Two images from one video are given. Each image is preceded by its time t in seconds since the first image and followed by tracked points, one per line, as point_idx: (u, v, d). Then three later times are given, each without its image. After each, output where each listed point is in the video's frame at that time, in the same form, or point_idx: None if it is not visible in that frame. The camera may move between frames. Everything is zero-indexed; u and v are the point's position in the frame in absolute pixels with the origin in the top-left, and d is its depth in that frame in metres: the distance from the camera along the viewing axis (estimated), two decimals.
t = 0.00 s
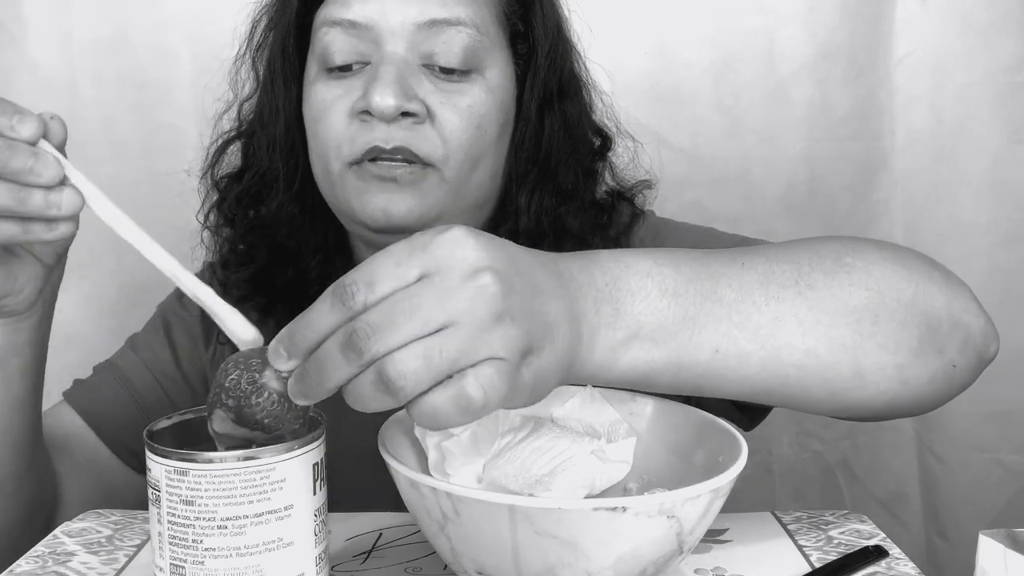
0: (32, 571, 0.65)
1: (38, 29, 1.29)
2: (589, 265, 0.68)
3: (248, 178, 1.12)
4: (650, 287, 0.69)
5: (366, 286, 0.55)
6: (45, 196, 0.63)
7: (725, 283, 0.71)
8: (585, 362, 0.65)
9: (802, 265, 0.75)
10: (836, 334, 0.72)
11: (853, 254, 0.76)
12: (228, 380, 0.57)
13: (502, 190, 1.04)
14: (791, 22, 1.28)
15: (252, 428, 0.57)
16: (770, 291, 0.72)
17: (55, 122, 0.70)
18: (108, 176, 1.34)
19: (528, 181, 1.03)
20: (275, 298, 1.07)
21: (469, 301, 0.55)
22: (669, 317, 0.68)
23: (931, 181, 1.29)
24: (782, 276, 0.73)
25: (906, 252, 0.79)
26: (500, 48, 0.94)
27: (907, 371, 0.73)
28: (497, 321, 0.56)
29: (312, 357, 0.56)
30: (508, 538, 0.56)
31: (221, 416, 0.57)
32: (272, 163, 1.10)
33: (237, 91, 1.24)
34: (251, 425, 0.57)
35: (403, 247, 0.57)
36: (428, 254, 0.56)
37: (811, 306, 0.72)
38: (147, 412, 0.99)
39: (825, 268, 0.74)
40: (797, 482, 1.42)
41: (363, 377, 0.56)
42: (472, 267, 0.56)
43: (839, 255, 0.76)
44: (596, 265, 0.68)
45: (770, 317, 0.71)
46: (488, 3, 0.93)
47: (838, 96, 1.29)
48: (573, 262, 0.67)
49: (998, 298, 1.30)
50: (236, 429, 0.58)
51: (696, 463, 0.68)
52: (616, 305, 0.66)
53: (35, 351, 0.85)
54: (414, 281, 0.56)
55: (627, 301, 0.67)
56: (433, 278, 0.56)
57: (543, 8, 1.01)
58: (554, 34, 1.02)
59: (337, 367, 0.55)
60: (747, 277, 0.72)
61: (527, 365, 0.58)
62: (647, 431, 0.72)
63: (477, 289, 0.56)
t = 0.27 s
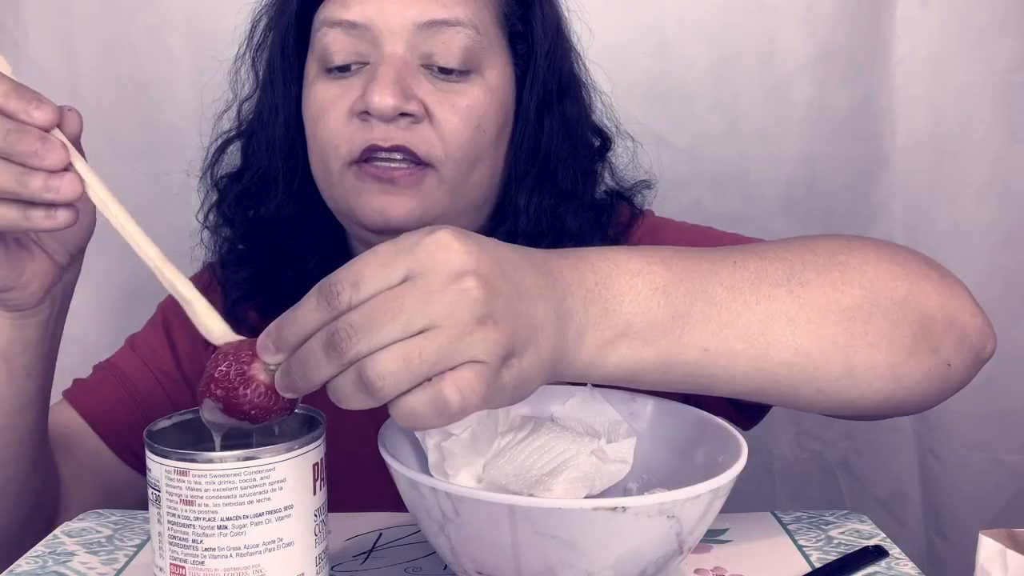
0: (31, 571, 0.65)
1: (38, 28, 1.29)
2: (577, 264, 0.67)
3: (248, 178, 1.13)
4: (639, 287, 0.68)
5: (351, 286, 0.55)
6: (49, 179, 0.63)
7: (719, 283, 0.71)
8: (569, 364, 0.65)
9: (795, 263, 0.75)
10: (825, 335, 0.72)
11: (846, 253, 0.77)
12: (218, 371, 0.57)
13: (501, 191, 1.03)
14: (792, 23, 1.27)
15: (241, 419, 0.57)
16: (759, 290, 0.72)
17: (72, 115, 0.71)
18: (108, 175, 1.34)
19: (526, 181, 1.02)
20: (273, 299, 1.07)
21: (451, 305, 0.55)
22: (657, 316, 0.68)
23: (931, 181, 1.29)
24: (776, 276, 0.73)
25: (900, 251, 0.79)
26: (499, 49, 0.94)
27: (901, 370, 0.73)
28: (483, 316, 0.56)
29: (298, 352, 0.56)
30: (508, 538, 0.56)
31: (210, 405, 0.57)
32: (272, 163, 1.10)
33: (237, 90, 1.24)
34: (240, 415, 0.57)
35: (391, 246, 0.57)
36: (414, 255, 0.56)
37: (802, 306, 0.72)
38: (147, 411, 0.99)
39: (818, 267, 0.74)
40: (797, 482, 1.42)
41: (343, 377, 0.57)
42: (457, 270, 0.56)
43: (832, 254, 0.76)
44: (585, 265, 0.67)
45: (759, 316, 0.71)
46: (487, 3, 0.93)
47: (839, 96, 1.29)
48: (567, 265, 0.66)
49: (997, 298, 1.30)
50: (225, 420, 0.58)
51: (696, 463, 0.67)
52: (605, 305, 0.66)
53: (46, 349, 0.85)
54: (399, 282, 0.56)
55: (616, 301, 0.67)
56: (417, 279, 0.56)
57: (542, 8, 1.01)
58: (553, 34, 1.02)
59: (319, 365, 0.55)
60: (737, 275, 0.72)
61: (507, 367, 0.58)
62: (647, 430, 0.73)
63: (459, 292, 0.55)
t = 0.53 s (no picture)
0: (31, 571, 0.65)
1: (37, 28, 1.29)
2: (581, 268, 0.66)
3: (247, 178, 1.13)
4: (641, 293, 0.68)
5: (353, 300, 0.55)
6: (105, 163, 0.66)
7: (719, 286, 0.71)
8: (569, 368, 0.64)
9: (797, 265, 0.75)
10: (825, 339, 0.72)
11: (847, 256, 0.77)
12: (217, 372, 0.57)
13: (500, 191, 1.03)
14: (791, 22, 1.27)
15: (241, 418, 0.58)
16: (763, 293, 0.72)
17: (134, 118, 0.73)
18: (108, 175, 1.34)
19: (526, 181, 1.03)
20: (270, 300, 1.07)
21: (453, 326, 0.54)
22: (659, 323, 0.68)
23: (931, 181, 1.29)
24: (780, 280, 0.73)
25: (901, 254, 0.79)
26: (498, 48, 0.94)
27: (900, 374, 0.73)
28: (490, 327, 0.55)
29: (297, 360, 0.56)
30: (508, 538, 0.56)
31: (210, 405, 0.58)
32: (271, 162, 1.10)
33: (236, 90, 1.24)
34: (240, 416, 0.57)
35: (394, 261, 0.56)
36: (417, 271, 0.56)
37: (802, 310, 0.72)
38: (145, 411, 0.99)
39: (820, 269, 0.74)
40: (797, 482, 1.42)
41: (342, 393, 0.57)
42: (459, 288, 0.55)
43: (835, 257, 0.76)
44: (587, 269, 0.67)
45: (761, 321, 0.71)
46: (486, 3, 0.93)
47: (839, 96, 1.29)
48: (568, 270, 0.65)
49: (997, 298, 1.30)
50: (227, 418, 0.58)
51: (696, 463, 0.67)
52: (607, 311, 0.66)
53: (66, 346, 0.85)
54: (401, 299, 0.56)
55: (617, 307, 0.66)
56: (420, 297, 0.55)
57: (542, 8, 1.01)
58: (552, 34, 1.02)
59: (318, 379, 0.55)
60: (738, 279, 0.72)
61: (506, 385, 0.57)
62: (648, 430, 0.73)
63: (461, 312, 0.55)
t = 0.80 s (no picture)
0: (31, 570, 0.65)
1: (37, 28, 1.29)
2: (591, 270, 0.66)
3: (247, 178, 1.12)
4: (649, 297, 0.67)
5: (362, 308, 0.55)
6: (107, 178, 0.67)
7: (727, 289, 0.71)
8: (579, 370, 0.64)
9: (805, 266, 0.75)
10: (832, 342, 0.72)
11: (856, 258, 0.77)
12: (223, 371, 0.57)
13: (500, 191, 1.03)
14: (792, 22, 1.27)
15: (249, 416, 0.58)
16: (771, 296, 0.72)
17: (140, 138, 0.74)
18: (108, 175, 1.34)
19: (526, 182, 1.02)
20: (269, 301, 1.07)
21: (462, 337, 0.54)
22: (668, 325, 0.68)
23: (931, 181, 1.29)
24: (787, 283, 0.73)
25: (906, 256, 0.79)
26: (499, 48, 0.94)
27: (903, 375, 0.73)
28: (498, 330, 0.55)
29: (305, 363, 0.57)
30: (508, 537, 0.56)
31: (217, 404, 0.58)
32: (271, 162, 1.10)
33: (236, 90, 1.24)
34: (249, 414, 0.58)
35: (405, 267, 0.56)
36: (428, 279, 0.55)
37: (810, 311, 0.72)
38: (145, 412, 0.99)
39: (827, 272, 0.74)
40: (796, 481, 1.42)
41: (352, 401, 0.57)
42: (470, 300, 0.55)
43: (842, 260, 0.76)
44: (597, 270, 0.66)
45: (769, 324, 0.71)
46: (487, 3, 0.93)
47: (839, 96, 1.29)
48: (580, 272, 0.65)
49: (998, 298, 1.30)
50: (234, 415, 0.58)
51: (696, 463, 0.67)
52: (615, 315, 0.65)
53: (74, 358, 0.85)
54: (411, 308, 0.55)
55: (627, 311, 0.66)
56: (430, 308, 0.55)
57: (543, 9, 1.01)
58: (553, 34, 1.02)
59: (327, 387, 0.55)
60: (748, 281, 0.72)
61: (514, 396, 0.58)
62: (647, 430, 0.73)
63: (471, 325, 0.54)
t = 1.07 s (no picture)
0: (32, 570, 0.65)
1: (37, 27, 1.28)
2: (593, 271, 0.66)
3: (247, 177, 1.12)
4: (651, 296, 0.67)
5: (369, 304, 0.55)
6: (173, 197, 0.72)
7: (727, 288, 0.71)
8: (584, 369, 0.64)
9: (806, 266, 0.75)
10: (833, 342, 0.72)
11: (857, 257, 0.77)
12: (228, 374, 0.57)
13: (500, 191, 1.03)
14: (792, 23, 1.27)
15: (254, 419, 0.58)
16: (772, 295, 0.72)
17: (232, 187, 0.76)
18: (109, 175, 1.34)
19: (527, 181, 1.02)
20: (269, 302, 1.07)
21: (469, 332, 0.54)
22: (669, 324, 0.68)
23: (931, 181, 1.29)
24: (788, 283, 0.73)
25: (908, 257, 0.79)
26: (499, 48, 0.94)
27: (905, 375, 0.73)
28: (505, 325, 0.55)
29: (311, 362, 0.57)
30: (508, 538, 0.56)
31: (222, 407, 0.57)
32: (271, 162, 1.10)
33: (236, 90, 1.24)
34: (254, 417, 0.58)
35: (410, 264, 0.56)
36: (433, 275, 0.56)
37: (811, 311, 0.72)
38: (145, 413, 0.99)
39: (827, 272, 0.74)
40: (796, 481, 1.42)
41: (360, 398, 0.57)
42: (476, 295, 0.55)
43: (842, 259, 0.76)
44: (599, 271, 0.66)
45: (770, 324, 0.71)
46: (488, 3, 0.93)
47: (839, 96, 1.28)
48: (580, 272, 0.65)
49: (998, 298, 1.31)
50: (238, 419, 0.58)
51: (696, 463, 0.67)
52: (618, 314, 0.66)
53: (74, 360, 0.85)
54: (417, 304, 0.56)
55: (629, 311, 0.66)
56: (436, 304, 0.55)
57: (543, 8, 1.01)
58: (553, 34, 1.02)
59: (335, 384, 0.56)
60: (750, 282, 0.72)
61: (521, 390, 0.58)
62: (647, 430, 0.73)
63: (478, 319, 0.55)
